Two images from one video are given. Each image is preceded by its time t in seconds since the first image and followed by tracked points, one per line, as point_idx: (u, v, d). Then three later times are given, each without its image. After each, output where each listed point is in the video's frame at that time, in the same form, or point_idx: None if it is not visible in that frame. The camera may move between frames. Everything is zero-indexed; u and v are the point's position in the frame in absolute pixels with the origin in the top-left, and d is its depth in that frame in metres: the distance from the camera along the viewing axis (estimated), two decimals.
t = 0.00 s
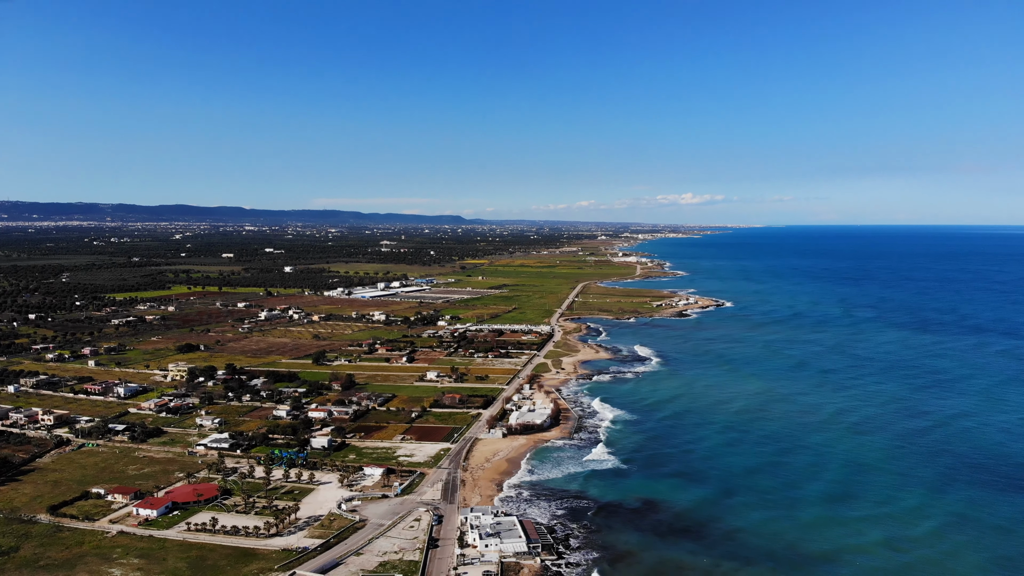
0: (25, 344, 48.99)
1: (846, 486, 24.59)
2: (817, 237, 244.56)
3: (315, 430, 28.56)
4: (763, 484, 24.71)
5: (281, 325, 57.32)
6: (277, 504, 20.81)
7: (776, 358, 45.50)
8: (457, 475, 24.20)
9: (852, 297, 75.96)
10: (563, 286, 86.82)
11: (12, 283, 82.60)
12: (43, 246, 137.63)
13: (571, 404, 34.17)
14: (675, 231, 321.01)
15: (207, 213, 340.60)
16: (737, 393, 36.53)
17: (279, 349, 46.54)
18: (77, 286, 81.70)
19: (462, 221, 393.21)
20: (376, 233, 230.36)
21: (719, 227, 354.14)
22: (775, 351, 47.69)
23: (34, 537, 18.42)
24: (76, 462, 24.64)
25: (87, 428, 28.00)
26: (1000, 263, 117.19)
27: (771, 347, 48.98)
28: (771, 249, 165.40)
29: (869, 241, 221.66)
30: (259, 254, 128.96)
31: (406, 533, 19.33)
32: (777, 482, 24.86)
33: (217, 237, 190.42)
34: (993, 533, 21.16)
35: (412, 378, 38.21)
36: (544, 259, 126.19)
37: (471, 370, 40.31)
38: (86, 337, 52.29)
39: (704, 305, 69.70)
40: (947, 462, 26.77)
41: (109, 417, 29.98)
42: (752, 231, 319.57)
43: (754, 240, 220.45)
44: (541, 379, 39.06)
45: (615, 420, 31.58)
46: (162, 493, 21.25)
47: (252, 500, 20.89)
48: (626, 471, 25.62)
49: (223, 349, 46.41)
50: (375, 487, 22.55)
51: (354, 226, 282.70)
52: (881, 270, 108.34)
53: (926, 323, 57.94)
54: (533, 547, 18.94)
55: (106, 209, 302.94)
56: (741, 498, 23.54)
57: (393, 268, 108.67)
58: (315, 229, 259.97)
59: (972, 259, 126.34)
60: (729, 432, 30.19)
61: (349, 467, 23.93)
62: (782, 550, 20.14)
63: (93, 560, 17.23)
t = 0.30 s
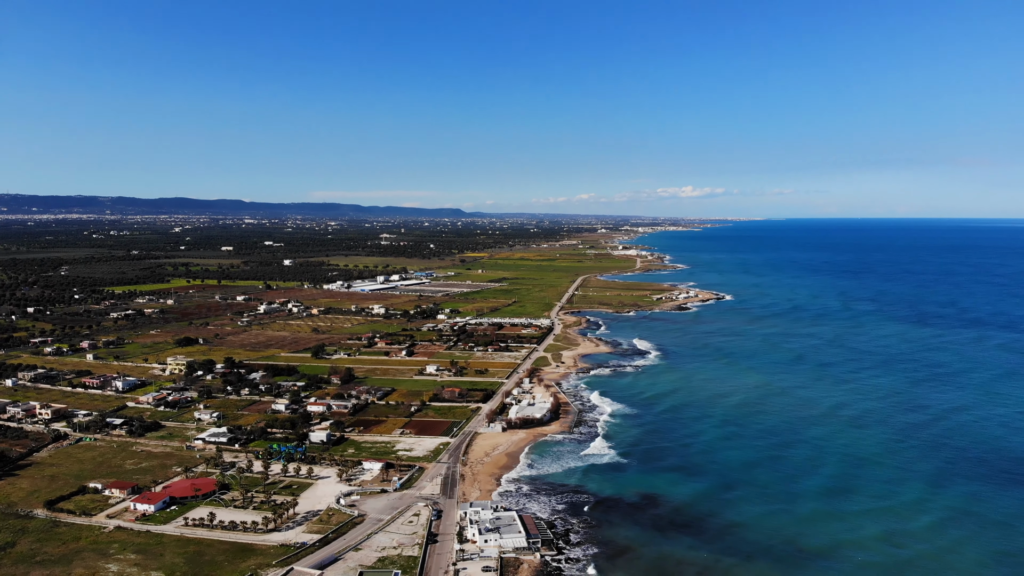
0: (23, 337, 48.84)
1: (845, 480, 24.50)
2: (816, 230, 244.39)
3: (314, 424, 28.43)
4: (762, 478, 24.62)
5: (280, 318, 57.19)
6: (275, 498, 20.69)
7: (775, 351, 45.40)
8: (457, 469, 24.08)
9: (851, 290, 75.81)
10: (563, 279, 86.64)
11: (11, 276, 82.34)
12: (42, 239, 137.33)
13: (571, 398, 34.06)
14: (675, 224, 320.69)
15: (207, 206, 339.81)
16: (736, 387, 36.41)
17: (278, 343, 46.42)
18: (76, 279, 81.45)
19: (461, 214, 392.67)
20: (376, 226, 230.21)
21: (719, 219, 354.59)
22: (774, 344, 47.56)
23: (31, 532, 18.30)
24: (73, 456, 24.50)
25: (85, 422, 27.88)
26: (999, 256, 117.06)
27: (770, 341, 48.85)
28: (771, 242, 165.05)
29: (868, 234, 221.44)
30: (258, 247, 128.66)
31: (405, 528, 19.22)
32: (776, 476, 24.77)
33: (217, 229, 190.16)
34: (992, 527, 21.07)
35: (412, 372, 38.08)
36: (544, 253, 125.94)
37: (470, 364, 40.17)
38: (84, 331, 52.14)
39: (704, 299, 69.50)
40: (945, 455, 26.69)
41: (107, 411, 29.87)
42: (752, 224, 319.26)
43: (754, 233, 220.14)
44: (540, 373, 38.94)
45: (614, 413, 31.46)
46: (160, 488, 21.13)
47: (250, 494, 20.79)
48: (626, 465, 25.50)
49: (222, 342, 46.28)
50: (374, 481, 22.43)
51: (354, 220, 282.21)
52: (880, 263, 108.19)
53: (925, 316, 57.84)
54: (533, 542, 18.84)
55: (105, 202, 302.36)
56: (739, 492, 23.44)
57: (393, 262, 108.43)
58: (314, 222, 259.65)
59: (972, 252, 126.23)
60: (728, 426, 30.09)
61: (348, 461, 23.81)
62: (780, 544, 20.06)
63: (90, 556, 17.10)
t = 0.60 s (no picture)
0: (21, 331, 48.66)
1: (844, 474, 24.39)
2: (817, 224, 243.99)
3: (312, 418, 28.29)
4: (761, 472, 24.50)
5: (279, 312, 56.99)
6: (273, 494, 20.55)
7: (774, 344, 45.27)
8: (456, 464, 23.94)
9: (851, 283, 75.56)
10: (563, 273, 86.37)
11: (10, 270, 82.16)
12: (42, 233, 136.99)
13: (571, 392, 33.91)
14: (675, 218, 320.28)
15: (206, 199, 338.95)
16: (736, 381, 36.26)
17: (277, 336, 46.24)
18: (74, 273, 81.17)
19: (461, 207, 392.12)
20: (376, 220, 229.79)
21: (719, 213, 353.76)
22: (773, 338, 47.40)
23: (27, 528, 18.17)
24: (71, 451, 24.36)
25: (83, 416, 27.72)
26: (999, 249, 116.80)
27: (770, 334, 48.67)
28: (771, 236, 164.70)
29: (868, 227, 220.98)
30: (258, 241, 128.38)
31: (404, 523, 19.10)
32: (775, 470, 24.65)
33: (217, 223, 189.64)
34: (990, 521, 20.96)
35: (412, 366, 37.92)
36: (544, 246, 125.58)
37: (470, 358, 40.00)
38: (83, 324, 51.96)
39: (704, 292, 69.31)
40: (944, 449, 26.56)
41: (105, 405, 29.72)
42: (752, 217, 318.77)
43: (754, 226, 219.61)
44: (541, 366, 38.79)
45: (614, 407, 31.32)
46: (157, 483, 21.00)
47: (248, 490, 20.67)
48: (625, 459, 25.36)
49: (221, 336, 46.11)
50: (373, 476, 22.31)
51: (354, 214, 281.78)
52: (880, 256, 107.86)
53: (925, 309, 57.63)
54: (532, 538, 18.71)
55: (105, 195, 301.78)
56: (739, 486, 23.32)
57: (392, 255, 108.08)
58: (315, 215, 259.48)
59: (972, 246, 125.94)
60: (728, 420, 29.95)
61: (347, 456, 23.67)
62: (780, 539, 19.96)
63: (87, 551, 16.98)
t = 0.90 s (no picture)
0: (19, 325, 48.53)
1: (842, 468, 24.29)
2: (817, 217, 243.69)
3: (311, 412, 28.16)
4: (760, 466, 24.39)
5: (278, 305, 56.82)
6: (271, 488, 20.45)
7: (773, 338, 45.13)
8: (456, 458, 23.82)
9: (851, 276, 75.35)
10: (563, 266, 86.16)
11: (9, 263, 81.92)
12: (41, 226, 136.74)
13: (571, 386, 33.78)
14: (675, 211, 319.74)
15: (206, 192, 338.08)
16: (735, 374, 36.13)
17: (276, 330, 46.10)
18: (74, 266, 80.96)
19: (461, 200, 391.24)
20: (376, 213, 229.37)
21: (719, 206, 353.20)
22: (772, 331, 47.28)
23: (24, 523, 18.05)
24: (68, 445, 24.24)
25: (81, 410, 27.62)
26: (999, 242, 116.45)
27: (769, 328, 48.55)
28: (772, 229, 164.26)
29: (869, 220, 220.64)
30: (257, 234, 128.09)
31: (403, 519, 18.99)
32: (774, 464, 24.55)
33: (217, 215, 189.18)
34: (989, 515, 20.86)
35: (411, 360, 37.82)
36: (544, 239, 125.28)
37: (469, 352, 39.88)
38: (81, 318, 51.81)
39: (704, 285, 69.08)
40: (943, 443, 26.46)
41: (103, 399, 29.61)
42: (752, 210, 318.36)
43: (755, 219, 219.15)
44: (540, 360, 38.67)
45: (614, 401, 31.19)
46: (154, 478, 20.87)
47: (246, 484, 20.54)
48: (624, 453, 25.22)
49: (220, 329, 45.96)
50: (372, 470, 22.20)
51: (354, 207, 281.31)
52: (880, 249, 107.52)
53: (924, 303, 57.47)
54: (532, 533, 18.61)
55: (104, 188, 301.10)
56: (738, 480, 23.22)
57: (392, 249, 107.83)
58: (314, 208, 258.98)
59: (972, 239, 125.60)
60: (726, 414, 29.84)
61: (345, 451, 23.55)
62: (779, 533, 19.87)
63: (84, 547, 16.86)
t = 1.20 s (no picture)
0: (18, 318, 48.35)
1: (841, 461, 24.22)
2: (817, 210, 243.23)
3: (310, 406, 28.01)
4: (758, 460, 24.27)
5: (277, 299, 56.62)
6: (269, 483, 20.32)
7: (772, 331, 44.99)
8: (455, 453, 23.69)
9: (851, 270, 75.14)
10: (563, 259, 85.92)
11: (8, 256, 81.75)
12: (41, 218, 136.50)
13: (571, 380, 33.64)
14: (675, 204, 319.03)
15: (205, 185, 337.14)
16: (735, 368, 36.00)
17: (275, 324, 45.93)
18: (73, 259, 80.72)
19: (461, 193, 390.29)
20: (377, 206, 228.91)
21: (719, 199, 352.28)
22: (772, 324, 47.13)
23: (20, 519, 17.93)
24: (65, 440, 24.09)
25: (78, 404, 27.47)
26: (999, 236, 116.21)
27: (769, 321, 48.39)
28: (772, 222, 164.01)
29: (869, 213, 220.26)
30: (257, 227, 127.71)
31: (402, 514, 18.86)
32: (772, 458, 24.45)
33: (217, 208, 188.71)
34: (987, 509, 20.80)
35: (411, 353, 37.66)
36: (544, 233, 124.95)
37: (469, 346, 39.73)
38: (80, 311, 51.60)
39: (704, 279, 68.87)
40: (942, 437, 26.35)
41: (101, 393, 29.46)
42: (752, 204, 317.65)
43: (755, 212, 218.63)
44: (540, 354, 38.51)
45: (614, 395, 31.06)
46: (152, 473, 20.73)
47: (244, 479, 20.41)
48: (623, 448, 25.09)
49: (219, 323, 45.78)
50: (371, 465, 22.07)
51: (354, 200, 280.68)
52: (879, 242, 107.30)
53: (924, 296, 57.27)
54: (532, 528, 18.50)
55: (103, 180, 300.51)
56: (737, 474, 23.11)
57: (392, 242, 107.51)
58: (315, 201, 258.51)
59: (972, 232, 125.42)
60: (725, 408, 29.71)
61: (344, 445, 23.41)
62: (779, 527, 19.80)
63: (80, 543, 16.74)
